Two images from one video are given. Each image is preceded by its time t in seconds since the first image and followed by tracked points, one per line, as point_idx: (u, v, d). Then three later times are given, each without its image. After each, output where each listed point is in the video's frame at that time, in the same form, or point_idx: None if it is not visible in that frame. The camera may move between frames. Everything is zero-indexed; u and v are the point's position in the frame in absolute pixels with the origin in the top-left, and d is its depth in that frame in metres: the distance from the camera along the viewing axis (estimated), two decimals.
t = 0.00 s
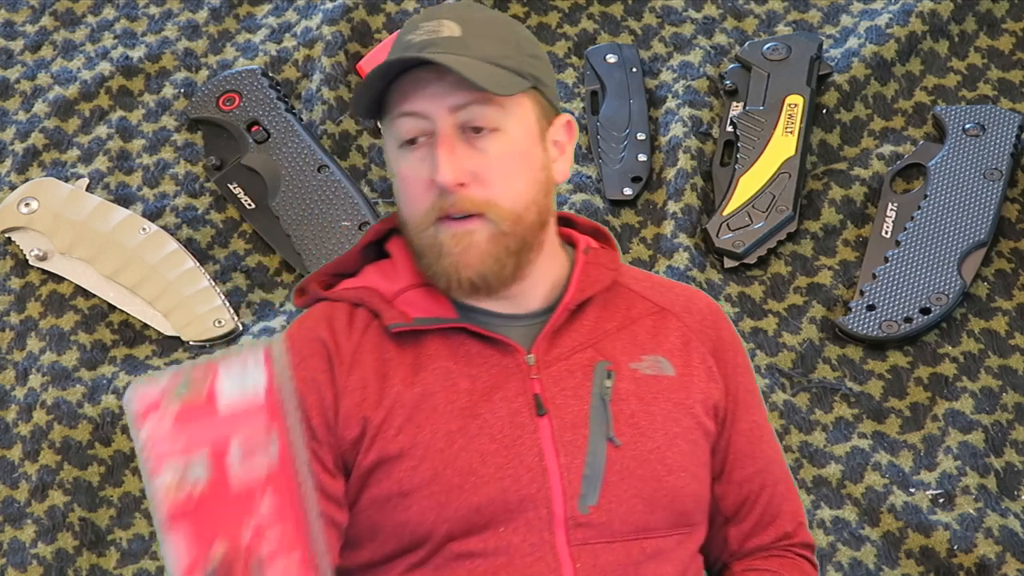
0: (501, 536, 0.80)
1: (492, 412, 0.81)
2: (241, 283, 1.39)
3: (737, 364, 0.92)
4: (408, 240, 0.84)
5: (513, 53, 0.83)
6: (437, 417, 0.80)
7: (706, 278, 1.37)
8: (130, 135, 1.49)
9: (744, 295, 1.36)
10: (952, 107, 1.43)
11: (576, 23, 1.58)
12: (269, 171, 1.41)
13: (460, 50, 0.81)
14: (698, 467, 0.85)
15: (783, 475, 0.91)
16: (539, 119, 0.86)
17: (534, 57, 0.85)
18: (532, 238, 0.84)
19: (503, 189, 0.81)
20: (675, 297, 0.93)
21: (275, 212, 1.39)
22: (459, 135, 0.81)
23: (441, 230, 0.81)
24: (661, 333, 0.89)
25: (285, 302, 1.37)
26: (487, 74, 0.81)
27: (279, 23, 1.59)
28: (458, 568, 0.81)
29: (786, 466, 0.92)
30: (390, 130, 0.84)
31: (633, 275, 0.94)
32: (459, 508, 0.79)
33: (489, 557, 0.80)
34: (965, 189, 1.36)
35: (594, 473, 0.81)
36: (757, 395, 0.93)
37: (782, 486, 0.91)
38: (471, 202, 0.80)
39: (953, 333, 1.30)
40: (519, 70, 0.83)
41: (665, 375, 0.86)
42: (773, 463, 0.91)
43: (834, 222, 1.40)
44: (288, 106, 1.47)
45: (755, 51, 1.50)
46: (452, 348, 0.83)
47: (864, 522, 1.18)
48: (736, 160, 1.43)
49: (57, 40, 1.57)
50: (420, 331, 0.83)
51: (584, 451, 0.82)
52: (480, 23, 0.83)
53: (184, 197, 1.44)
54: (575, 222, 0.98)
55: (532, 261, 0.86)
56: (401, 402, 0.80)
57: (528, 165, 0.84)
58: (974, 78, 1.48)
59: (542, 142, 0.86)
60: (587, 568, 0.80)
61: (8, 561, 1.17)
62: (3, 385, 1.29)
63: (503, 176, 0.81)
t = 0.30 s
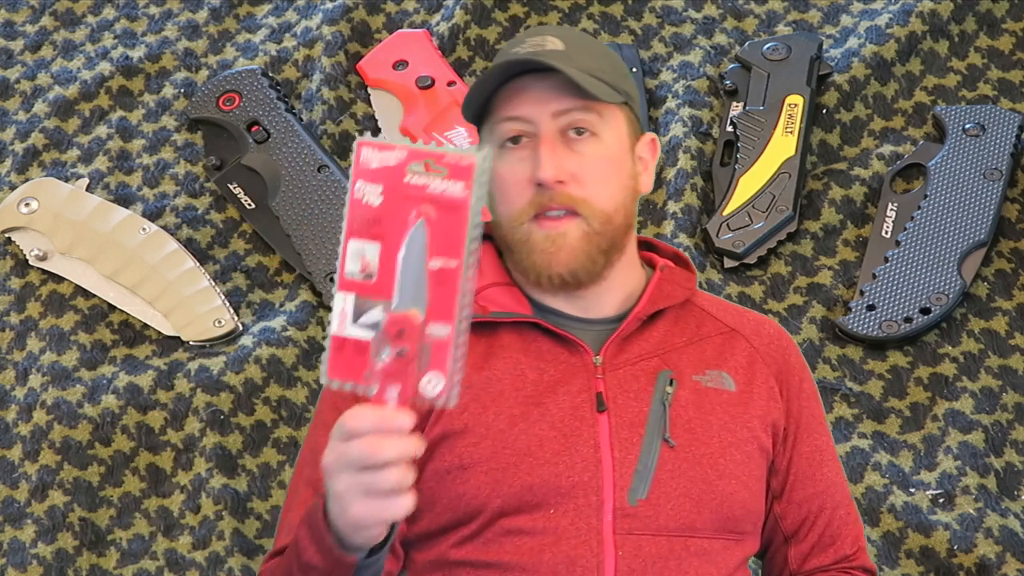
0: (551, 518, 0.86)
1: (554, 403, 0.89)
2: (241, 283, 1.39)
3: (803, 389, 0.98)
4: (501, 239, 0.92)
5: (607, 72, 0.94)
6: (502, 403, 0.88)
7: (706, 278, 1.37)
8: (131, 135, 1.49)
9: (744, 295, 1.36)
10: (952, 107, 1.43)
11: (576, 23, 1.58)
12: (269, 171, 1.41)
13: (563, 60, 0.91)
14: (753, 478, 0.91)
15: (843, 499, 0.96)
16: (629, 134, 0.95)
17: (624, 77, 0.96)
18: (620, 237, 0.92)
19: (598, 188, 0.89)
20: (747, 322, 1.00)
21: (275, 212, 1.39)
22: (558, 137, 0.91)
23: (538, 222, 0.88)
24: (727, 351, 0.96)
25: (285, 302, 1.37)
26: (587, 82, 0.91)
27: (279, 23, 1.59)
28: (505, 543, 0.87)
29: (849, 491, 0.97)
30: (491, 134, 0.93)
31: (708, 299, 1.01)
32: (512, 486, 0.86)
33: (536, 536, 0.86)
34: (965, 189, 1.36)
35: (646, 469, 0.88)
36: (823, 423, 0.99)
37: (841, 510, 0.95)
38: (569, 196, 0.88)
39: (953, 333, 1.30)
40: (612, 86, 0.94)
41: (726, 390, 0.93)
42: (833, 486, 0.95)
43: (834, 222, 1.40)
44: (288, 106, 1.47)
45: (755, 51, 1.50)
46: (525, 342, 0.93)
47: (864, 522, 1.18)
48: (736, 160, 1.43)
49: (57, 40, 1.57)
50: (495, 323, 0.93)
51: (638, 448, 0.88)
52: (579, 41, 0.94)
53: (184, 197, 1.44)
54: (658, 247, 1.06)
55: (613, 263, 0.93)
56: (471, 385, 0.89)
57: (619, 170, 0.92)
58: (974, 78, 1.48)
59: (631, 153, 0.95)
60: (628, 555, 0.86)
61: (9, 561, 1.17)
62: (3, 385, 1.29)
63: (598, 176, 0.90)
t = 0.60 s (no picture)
0: (568, 512, 0.89)
1: (570, 402, 0.93)
2: (241, 283, 1.39)
3: (810, 395, 1.01)
4: (533, 238, 0.99)
5: (640, 83, 1.02)
6: (518, 400, 0.92)
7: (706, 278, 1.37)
8: (130, 135, 1.49)
9: (744, 295, 1.36)
10: (952, 107, 1.43)
11: (576, 23, 1.58)
12: (269, 172, 1.41)
13: (602, 70, 0.99)
14: (765, 476, 0.94)
15: (849, 503, 0.98)
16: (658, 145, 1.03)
17: (652, 89, 1.04)
18: (648, 239, 0.99)
19: (632, 194, 0.97)
20: (757, 329, 1.04)
21: (274, 212, 1.39)
22: (596, 142, 0.98)
23: (574, 223, 0.96)
24: (739, 355, 1.00)
25: (285, 302, 1.37)
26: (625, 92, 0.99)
27: (279, 23, 1.59)
28: (522, 539, 0.89)
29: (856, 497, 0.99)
30: (530, 138, 1.01)
31: (720, 307, 1.06)
32: (528, 482, 0.89)
33: (552, 531, 0.89)
34: (965, 189, 1.36)
35: (661, 465, 0.91)
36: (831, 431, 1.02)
37: (847, 514, 0.97)
38: (602, 200, 0.96)
39: (953, 333, 1.30)
40: (646, 96, 1.02)
41: (738, 391, 0.97)
42: (841, 490, 0.98)
43: (834, 222, 1.40)
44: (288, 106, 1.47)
45: (755, 51, 1.50)
46: (541, 342, 0.97)
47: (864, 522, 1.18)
48: (736, 160, 1.43)
49: (57, 40, 1.57)
50: (512, 325, 0.98)
51: (653, 446, 0.92)
52: (614, 52, 1.01)
53: (184, 197, 1.44)
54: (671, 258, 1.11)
55: (639, 267, 1.00)
56: (487, 384, 0.93)
57: (650, 176, 1.00)
58: (974, 78, 1.48)
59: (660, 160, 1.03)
60: (644, 549, 0.88)
61: (8, 561, 1.17)
62: (3, 385, 1.29)
63: (630, 182, 0.97)
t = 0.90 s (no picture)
0: (539, 518, 0.90)
1: (550, 409, 0.94)
2: (241, 283, 1.39)
3: (812, 405, 0.99)
4: (531, 244, 1.00)
5: (637, 88, 1.02)
6: (498, 405, 0.94)
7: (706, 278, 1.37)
8: (131, 135, 1.49)
9: (744, 295, 1.36)
10: (952, 107, 1.43)
11: (576, 23, 1.58)
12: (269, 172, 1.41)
13: (600, 77, 0.99)
14: (750, 484, 0.93)
15: (852, 515, 0.96)
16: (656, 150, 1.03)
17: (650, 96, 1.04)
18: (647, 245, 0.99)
19: (631, 200, 0.97)
20: (759, 337, 1.02)
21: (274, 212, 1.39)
22: (594, 149, 0.99)
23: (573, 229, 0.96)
24: (733, 364, 0.99)
25: (285, 302, 1.37)
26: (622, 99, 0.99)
27: (279, 23, 1.59)
28: (493, 544, 0.91)
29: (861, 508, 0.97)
30: (528, 145, 1.01)
31: (723, 314, 1.05)
32: (500, 486, 0.91)
33: (522, 537, 0.90)
34: (965, 189, 1.36)
35: (637, 472, 0.91)
36: (839, 442, 1.00)
37: (850, 525, 0.95)
38: (602, 206, 0.96)
39: (953, 333, 1.30)
40: (643, 102, 1.02)
41: (727, 399, 0.96)
42: (841, 500, 0.96)
43: (834, 222, 1.40)
44: (288, 106, 1.47)
45: (755, 51, 1.50)
46: (529, 350, 0.98)
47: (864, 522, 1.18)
48: (736, 160, 1.43)
49: (57, 40, 1.57)
50: (500, 330, 0.99)
51: (631, 453, 0.92)
52: (611, 58, 1.01)
53: (184, 197, 1.44)
54: (679, 264, 1.10)
55: (640, 272, 1.00)
56: (467, 389, 0.95)
57: (648, 182, 1.00)
58: (974, 78, 1.48)
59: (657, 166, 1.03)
60: (615, 556, 0.89)
61: (8, 561, 1.17)
62: (3, 385, 1.29)
63: (630, 188, 0.98)
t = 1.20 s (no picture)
0: (517, 525, 0.90)
1: (536, 415, 0.94)
2: (241, 283, 1.39)
3: (805, 421, 0.99)
4: (527, 244, 1.00)
5: (636, 90, 1.02)
6: (482, 410, 0.94)
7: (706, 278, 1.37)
8: (131, 135, 1.49)
9: (744, 295, 1.36)
10: (952, 107, 1.43)
11: (576, 23, 1.58)
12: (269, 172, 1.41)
13: (599, 79, 0.99)
14: (735, 497, 0.93)
15: (840, 534, 0.95)
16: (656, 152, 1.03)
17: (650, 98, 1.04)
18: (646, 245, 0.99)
19: (629, 199, 0.97)
20: (756, 350, 1.02)
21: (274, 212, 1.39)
22: (591, 150, 0.99)
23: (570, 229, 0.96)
24: (725, 376, 0.99)
25: (285, 302, 1.37)
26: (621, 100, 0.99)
27: (279, 23, 1.59)
28: (471, 549, 0.91)
29: (852, 527, 0.96)
30: (526, 147, 1.01)
31: (723, 324, 1.04)
32: (480, 491, 0.91)
33: (500, 543, 0.90)
34: (965, 189, 1.36)
35: (619, 481, 0.91)
36: (835, 460, 0.99)
37: (838, 544, 0.95)
38: (599, 205, 0.96)
39: (953, 333, 1.30)
40: (642, 104, 1.02)
41: (717, 411, 0.96)
42: (830, 518, 0.95)
43: (834, 222, 1.40)
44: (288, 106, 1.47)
45: (755, 51, 1.49)
46: (519, 355, 0.98)
47: (864, 522, 1.18)
48: (736, 160, 1.43)
49: (57, 40, 1.57)
50: (493, 332, 0.99)
51: (614, 462, 0.92)
52: (610, 60, 1.01)
53: (184, 197, 1.44)
54: (684, 272, 1.10)
55: (639, 273, 1.00)
56: (453, 394, 0.95)
57: (647, 182, 1.00)
58: (974, 78, 1.47)
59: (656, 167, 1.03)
60: (592, 565, 0.89)
61: (8, 561, 1.17)
62: (3, 385, 1.29)
63: (628, 188, 0.98)
